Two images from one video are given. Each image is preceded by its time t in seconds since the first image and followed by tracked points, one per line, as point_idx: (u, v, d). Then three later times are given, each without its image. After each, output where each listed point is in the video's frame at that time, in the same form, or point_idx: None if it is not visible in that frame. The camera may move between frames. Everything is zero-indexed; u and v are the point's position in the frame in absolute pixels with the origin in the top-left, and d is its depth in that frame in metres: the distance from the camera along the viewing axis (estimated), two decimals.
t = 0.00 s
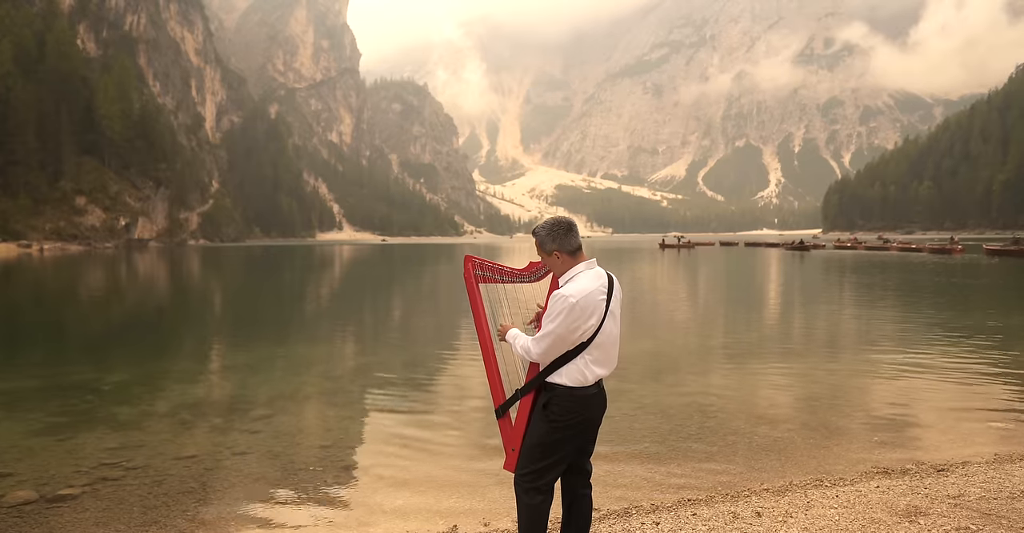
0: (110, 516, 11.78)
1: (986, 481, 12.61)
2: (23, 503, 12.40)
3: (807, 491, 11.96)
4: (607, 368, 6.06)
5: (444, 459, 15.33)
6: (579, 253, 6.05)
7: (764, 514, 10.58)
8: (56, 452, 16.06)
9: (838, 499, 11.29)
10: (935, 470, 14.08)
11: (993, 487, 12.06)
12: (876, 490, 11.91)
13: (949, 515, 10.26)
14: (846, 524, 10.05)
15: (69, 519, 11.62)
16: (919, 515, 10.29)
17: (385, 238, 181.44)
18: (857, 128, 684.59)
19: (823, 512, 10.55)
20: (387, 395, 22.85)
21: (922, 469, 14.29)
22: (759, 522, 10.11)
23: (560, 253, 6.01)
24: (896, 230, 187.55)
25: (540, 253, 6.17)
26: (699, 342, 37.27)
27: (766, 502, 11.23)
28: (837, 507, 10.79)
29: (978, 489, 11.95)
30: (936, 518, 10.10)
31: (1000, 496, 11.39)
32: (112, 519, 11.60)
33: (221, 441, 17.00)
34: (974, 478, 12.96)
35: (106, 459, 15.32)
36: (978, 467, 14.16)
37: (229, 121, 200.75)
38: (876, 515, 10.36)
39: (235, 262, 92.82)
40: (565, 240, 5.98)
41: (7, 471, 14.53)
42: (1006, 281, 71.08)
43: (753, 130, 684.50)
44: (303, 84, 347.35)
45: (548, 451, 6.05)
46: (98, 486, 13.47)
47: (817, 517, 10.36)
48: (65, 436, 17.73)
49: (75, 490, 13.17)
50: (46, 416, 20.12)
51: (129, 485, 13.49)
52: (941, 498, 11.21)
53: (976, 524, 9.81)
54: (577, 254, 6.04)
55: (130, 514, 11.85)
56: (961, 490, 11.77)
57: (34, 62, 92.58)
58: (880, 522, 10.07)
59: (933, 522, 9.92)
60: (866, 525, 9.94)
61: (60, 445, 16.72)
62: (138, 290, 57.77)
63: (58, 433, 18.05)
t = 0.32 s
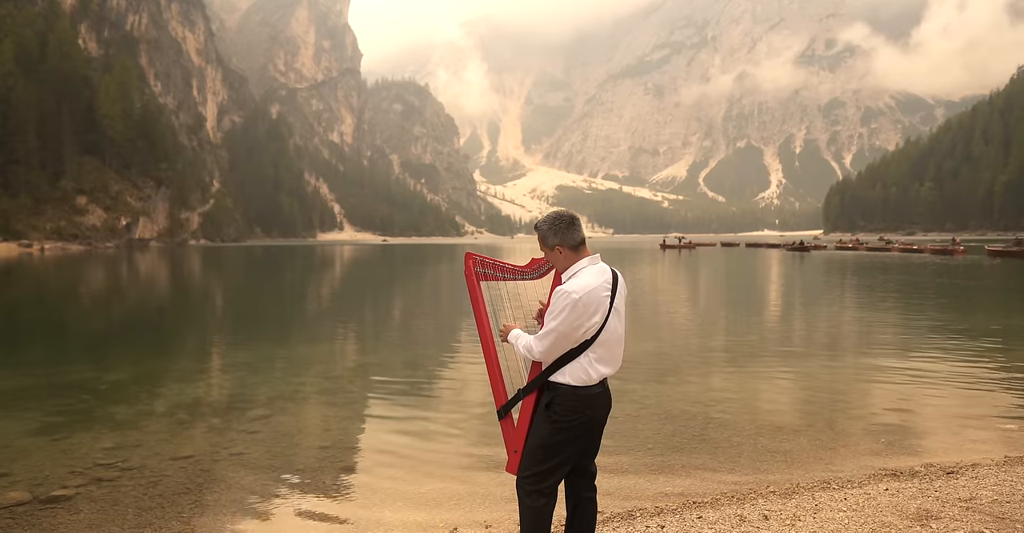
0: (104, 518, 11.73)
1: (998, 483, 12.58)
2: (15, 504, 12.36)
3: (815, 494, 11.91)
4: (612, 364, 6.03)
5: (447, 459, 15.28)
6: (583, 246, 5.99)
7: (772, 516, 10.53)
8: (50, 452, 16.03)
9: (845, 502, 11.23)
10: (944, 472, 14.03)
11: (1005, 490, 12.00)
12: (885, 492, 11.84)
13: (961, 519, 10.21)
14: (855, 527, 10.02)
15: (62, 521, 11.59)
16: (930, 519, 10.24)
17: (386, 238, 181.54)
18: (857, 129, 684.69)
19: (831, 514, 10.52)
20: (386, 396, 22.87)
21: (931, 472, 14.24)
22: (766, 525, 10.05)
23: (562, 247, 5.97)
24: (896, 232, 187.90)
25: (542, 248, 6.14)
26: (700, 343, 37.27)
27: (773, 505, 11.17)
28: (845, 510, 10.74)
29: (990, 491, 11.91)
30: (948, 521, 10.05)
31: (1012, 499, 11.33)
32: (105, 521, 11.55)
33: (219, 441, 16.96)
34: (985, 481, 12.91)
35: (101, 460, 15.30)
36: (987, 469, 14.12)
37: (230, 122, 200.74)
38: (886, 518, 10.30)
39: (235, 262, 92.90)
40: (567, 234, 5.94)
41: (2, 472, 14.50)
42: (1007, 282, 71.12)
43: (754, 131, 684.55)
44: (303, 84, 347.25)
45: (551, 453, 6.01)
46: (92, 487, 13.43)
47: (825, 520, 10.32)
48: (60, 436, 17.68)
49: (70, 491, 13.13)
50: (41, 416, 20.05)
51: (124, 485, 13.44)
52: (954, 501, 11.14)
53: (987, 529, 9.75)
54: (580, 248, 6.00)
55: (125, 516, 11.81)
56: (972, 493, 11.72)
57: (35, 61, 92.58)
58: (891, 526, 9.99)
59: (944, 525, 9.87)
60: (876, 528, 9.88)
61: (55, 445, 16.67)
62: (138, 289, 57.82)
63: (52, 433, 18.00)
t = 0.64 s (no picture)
0: (101, 523, 11.72)
1: (1013, 488, 12.52)
2: (10, 508, 12.32)
3: (827, 499, 11.85)
4: (620, 368, 5.97)
5: (450, 463, 15.25)
6: (590, 245, 5.96)
7: (782, 522, 10.49)
8: (47, 454, 16.00)
9: (857, 507, 11.16)
10: (956, 477, 13.99)
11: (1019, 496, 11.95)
12: (897, 497, 11.78)
13: (976, 526, 10.15)
14: None
15: (56, 526, 11.54)
16: (946, 525, 10.18)
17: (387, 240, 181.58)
18: (859, 131, 684.75)
19: (845, 521, 10.45)
20: (387, 398, 22.87)
21: (944, 476, 14.18)
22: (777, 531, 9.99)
23: (569, 246, 5.94)
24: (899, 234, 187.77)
25: (547, 247, 6.13)
26: (702, 345, 37.20)
27: (784, 510, 11.13)
28: (859, 516, 10.70)
29: (1005, 496, 11.84)
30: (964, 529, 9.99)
31: None
32: (102, 526, 11.50)
33: (219, 444, 16.90)
34: (998, 486, 12.86)
35: (98, 463, 15.25)
36: (1000, 474, 14.05)
37: (232, 124, 200.78)
38: (900, 524, 10.24)
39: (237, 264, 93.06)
40: (573, 232, 5.92)
41: None
42: (1009, 285, 71.09)
43: (756, 133, 684.67)
44: (304, 86, 347.47)
45: (558, 456, 5.96)
46: (88, 490, 13.37)
47: (838, 526, 10.23)
48: (57, 438, 17.66)
49: (66, 495, 13.09)
50: (38, 417, 20.07)
51: (121, 489, 13.40)
52: (969, 506, 11.09)
53: None
54: (587, 247, 5.96)
55: (122, 520, 11.77)
56: (987, 499, 11.65)
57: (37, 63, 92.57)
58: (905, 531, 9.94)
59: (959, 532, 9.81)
60: None
61: (52, 447, 16.65)
62: (139, 290, 57.96)
63: (49, 435, 17.98)
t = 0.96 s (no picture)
0: (97, 526, 11.67)
1: None
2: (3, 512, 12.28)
3: (838, 502, 11.81)
4: (629, 369, 5.91)
5: (453, 463, 15.19)
6: (597, 242, 5.92)
7: (793, 525, 10.41)
8: (43, 456, 15.97)
9: (870, 511, 11.10)
10: (969, 479, 13.92)
11: None
12: (911, 500, 11.71)
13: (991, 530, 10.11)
14: None
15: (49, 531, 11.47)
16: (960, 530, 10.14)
17: (387, 240, 181.53)
18: (860, 131, 684.75)
19: (856, 525, 10.40)
20: (388, 398, 22.86)
21: (957, 478, 14.12)
22: None
23: (577, 243, 5.90)
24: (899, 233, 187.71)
25: (552, 243, 6.09)
26: (703, 344, 37.19)
27: (794, 514, 11.09)
28: (871, 519, 10.64)
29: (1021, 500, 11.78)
30: None
31: None
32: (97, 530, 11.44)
33: (217, 446, 16.87)
34: (1012, 489, 12.83)
35: (94, 465, 15.22)
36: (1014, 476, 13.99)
37: (232, 124, 200.71)
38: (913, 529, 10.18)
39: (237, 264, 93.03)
40: (580, 229, 5.90)
41: None
42: (1008, 284, 71.11)
43: (757, 133, 684.69)
44: (304, 86, 347.31)
45: (565, 461, 5.92)
46: (82, 494, 13.30)
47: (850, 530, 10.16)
48: (54, 439, 17.63)
49: (62, 497, 13.06)
50: (33, 419, 19.95)
51: (117, 492, 13.38)
52: (984, 511, 11.04)
53: None
54: (595, 243, 5.92)
55: (117, 524, 11.73)
56: (1003, 502, 11.60)
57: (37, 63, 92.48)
58: None
59: None
60: None
61: (47, 449, 16.61)
62: (140, 290, 57.99)
63: (44, 437, 17.91)
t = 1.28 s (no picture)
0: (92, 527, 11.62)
1: None
2: None
3: (849, 504, 11.76)
4: (637, 367, 5.83)
5: (456, 465, 15.16)
6: (604, 236, 5.83)
7: (804, 528, 10.37)
8: (36, 458, 15.91)
9: (881, 513, 11.05)
10: (980, 481, 13.88)
11: None
12: (923, 502, 11.65)
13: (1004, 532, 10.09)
14: None
15: None
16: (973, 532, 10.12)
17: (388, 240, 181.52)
18: (860, 131, 684.70)
19: (868, 527, 10.37)
20: (388, 398, 22.88)
21: (968, 480, 14.07)
22: None
23: (582, 237, 5.81)
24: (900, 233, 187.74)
25: (556, 237, 6.01)
26: (702, 345, 37.19)
27: (805, 516, 11.04)
28: (883, 522, 10.60)
29: None
30: None
31: None
32: None
33: (213, 447, 16.81)
34: None
35: (89, 467, 15.15)
36: None
37: (232, 124, 200.78)
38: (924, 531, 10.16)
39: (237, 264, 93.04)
40: (586, 222, 5.79)
41: None
42: (1009, 283, 71.03)
43: (757, 133, 684.77)
44: (304, 87, 347.45)
45: (570, 463, 5.86)
46: (77, 496, 13.23)
47: None
48: (47, 441, 17.59)
49: (54, 501, 12.97)
50: (29, 419, 19.95)
51: (113, 495, 13.31)
52: (998, 513, 10.98)
53: None
54: (601, 238, 5.83)
55: (111, 528, 11.65)
56: (1017, 504, 11.54)
57: (37, 63, 92.57)
58: None
59: None
60: None
61: (42, 450, 16.57)
62: (140, 291, 57.99)
63: (40, 437, 17.90)
